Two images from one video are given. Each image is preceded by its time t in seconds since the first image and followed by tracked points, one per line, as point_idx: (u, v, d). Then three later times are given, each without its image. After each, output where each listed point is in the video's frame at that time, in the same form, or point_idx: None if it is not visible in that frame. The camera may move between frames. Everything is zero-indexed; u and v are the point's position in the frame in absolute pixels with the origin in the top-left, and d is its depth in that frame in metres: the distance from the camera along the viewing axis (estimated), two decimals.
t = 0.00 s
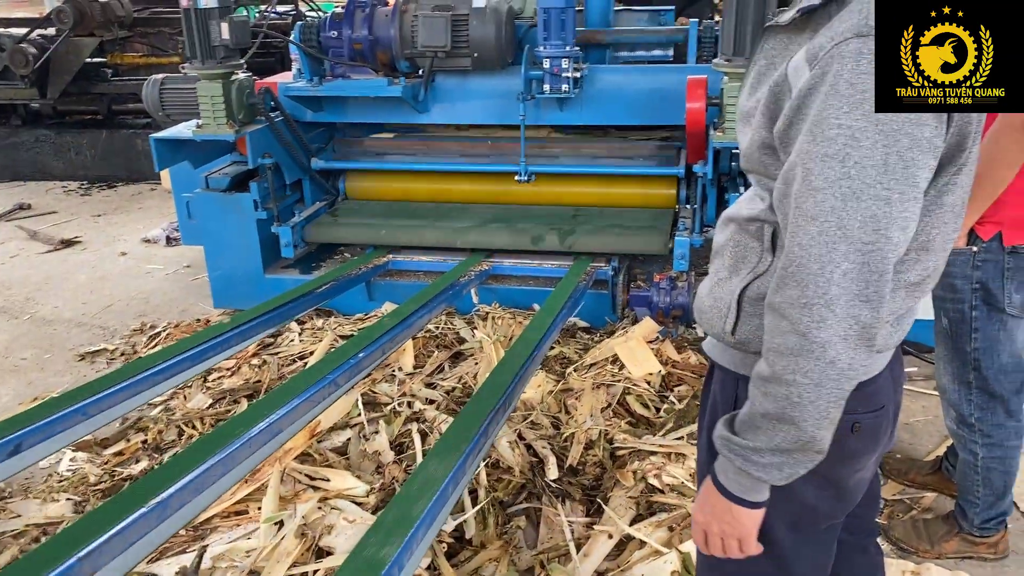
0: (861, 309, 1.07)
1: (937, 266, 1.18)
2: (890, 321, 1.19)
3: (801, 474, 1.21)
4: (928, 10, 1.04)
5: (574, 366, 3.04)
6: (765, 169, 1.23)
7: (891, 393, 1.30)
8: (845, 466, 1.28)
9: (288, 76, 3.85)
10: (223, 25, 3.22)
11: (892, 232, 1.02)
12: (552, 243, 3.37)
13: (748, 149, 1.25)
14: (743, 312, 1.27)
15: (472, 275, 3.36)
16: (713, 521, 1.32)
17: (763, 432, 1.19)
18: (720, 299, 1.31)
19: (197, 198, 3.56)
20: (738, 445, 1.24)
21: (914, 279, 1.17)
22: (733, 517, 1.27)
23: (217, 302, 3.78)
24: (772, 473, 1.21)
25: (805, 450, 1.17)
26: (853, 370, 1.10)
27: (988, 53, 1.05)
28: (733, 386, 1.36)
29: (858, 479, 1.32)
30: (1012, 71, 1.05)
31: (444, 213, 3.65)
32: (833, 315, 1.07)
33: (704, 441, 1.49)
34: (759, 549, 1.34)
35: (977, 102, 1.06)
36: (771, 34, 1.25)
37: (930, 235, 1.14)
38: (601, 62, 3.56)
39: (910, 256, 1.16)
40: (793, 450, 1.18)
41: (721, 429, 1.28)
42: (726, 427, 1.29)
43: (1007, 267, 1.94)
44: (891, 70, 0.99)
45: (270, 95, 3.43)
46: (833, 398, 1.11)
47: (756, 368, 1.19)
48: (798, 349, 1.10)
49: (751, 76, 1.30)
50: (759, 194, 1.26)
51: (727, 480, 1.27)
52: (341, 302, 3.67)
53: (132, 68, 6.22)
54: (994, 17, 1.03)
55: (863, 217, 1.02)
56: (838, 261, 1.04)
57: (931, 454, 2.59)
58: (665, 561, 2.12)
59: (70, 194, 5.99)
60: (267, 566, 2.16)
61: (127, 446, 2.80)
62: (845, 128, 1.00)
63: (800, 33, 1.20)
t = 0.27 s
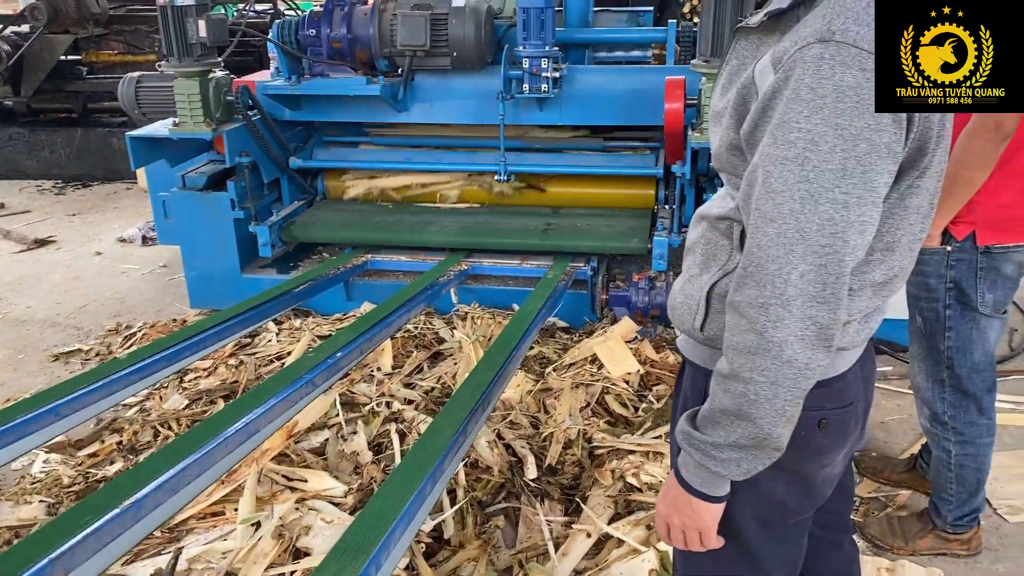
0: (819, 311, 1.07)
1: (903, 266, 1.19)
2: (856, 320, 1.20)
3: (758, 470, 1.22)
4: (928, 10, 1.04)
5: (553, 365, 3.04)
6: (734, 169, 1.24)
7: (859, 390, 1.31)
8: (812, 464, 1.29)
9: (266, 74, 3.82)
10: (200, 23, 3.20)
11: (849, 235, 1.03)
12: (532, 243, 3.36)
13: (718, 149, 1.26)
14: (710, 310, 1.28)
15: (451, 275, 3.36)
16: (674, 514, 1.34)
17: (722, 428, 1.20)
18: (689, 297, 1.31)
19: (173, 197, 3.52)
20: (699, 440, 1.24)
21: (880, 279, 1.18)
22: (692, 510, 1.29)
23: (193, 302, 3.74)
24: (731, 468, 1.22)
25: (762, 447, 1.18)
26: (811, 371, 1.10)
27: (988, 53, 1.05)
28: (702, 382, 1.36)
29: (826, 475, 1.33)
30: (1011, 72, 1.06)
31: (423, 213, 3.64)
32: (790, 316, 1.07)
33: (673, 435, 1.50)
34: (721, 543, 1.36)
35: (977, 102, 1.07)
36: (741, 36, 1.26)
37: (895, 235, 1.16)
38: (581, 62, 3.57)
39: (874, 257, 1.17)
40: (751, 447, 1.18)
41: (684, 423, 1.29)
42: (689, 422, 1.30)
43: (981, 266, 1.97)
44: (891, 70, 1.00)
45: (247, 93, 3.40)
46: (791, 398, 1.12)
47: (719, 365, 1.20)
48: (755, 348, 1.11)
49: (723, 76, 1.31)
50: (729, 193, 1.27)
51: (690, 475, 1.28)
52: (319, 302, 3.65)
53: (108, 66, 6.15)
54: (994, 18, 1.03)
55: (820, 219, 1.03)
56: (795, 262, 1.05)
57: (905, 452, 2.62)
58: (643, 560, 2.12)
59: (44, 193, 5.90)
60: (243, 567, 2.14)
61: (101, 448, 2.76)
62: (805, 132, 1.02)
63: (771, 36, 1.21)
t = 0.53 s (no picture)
0: (791, 311, 1.08)
1: (881, 270, 1.21)
2: (833, 323, 1.21)
3: (743, 476, 1.21)
4: (928, 9, 1.01)
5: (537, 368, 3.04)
6: (710, 174, 1.26)
7: (840, 393, 1.31)
8: (794, 467, 1.30)
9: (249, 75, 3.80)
10: (183, 24, 3.17)
11: (818, 234, 1.04)
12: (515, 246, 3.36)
13: (694, 154, 1.27)
14: (690, 315, 1.28)
15: (435, 278, 3.35)
16: (664, 525, 1.32)
17: (703, 433, 1.20)
18: (669, 301, 1.32)
19: (155, 198, 3.49)
20: (682, 448, 1.24)
21: (857, 283, 1.19)
22: (682, 521, 1.27)
23: (174, 305, 3.71)
24: (715, 474, 1.21)
25: (744, 451, 1.18)
26: (786, 373, 1.11)
27: (988, 53, 1.02)
28: (684, 386, 1.36)
29: (807, 478, 1.33)
30: (1012, 71, 1.02)
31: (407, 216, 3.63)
32: (762, 316, 1.08)
33: (655, 442, 1.49)
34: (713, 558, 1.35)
35: (977, 102, 1.04)
36: (716, 41, 1.27)
37: (870, 239, 1.17)
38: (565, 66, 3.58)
39: (849, 260, 1.18)
40: (733, 452, 1.19)
41: (669, 431, 1.29)
42: (675, 431, 1.30)
43: (959, 270, 1.99)
44: (891, 70, 1.02)
45: (230, 95, 3.38)
46: (766, 400, 1.12)
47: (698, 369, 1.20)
48: (729, 349, 1.11)
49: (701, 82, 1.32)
50: (707, 198, 1.28)
51: (677, 485, 1.27)
52: (302, 305, 3.63)
53: (89, 67, 6.09)
54: (994, 18, 1.00)
55: (787, 219, 1.04)
56: (765, 262, 1.06)
57: (886, 456, 2.64)
58: (625, 563, 2.12)
59: (25, 194, 5.84)
60: (224, 572, 2.12)
61: (80, 451, 2.73)
62: (770, 132, 1.03)
63: (744, 40, 1.22)
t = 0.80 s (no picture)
0: (781, 314, 1.08)
1: (873, 276, 1.21)
2: (825, 329, 1.21)
3: (733, 477, 1.22)
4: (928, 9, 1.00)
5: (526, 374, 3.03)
6: (701, 181, 1.26)
7: (832, 399, 1.32)
8: (787, 473, 1.30)
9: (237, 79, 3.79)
10: (171, 28, 3.15)
11: (807, 237, 1.04)
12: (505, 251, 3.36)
13: (685, 161, 1.28)
14: (681, 320, 1.28)
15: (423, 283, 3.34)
16: (655, 522, 1.32)
17: (693, 434, 1.20)
18: (662, 306, 1.32)
19: (141, 203, 3.47)
20: (673, 448, 1.24)
21: (849, 288, 1.19)
22: (672, 518, 1.28)
23: (161, 310, 3.68)
24: (704, 474, 1.22)
25: (734, 453, 1.18)
26: (776, 375, 1.11)
27: (988, 53, 1.01)
28: (676, 394, 1.37)
29: (800, 485, 1.33)
30: (1013, 71, 1.01)
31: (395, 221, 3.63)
32: (752, 319, 1.08)
33: (649, 446, 1.49)
34: (705, 554, 1.35)
35: (977, 102, 1.03)
36: (706, 50, 1.28)
37: (861, 244, 1.17)
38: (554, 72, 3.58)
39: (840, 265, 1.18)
40: (723, 454, 1.19)
41: (660, 432, 1.29)
42: (665, 431, 1.30)
43: (945, 277, 2.00)
44: (889, 71, 1.03)
45: (218, 99, 3.37)
46: (756, 403, 1.12)
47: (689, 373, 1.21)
48: (719, 352, 1.11)
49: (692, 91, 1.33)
50: (698, 204, 1.28)
51: (667, 482, 1.27)
52: (289, 310, 3.61)
53: (75, 70, 6.05)
54: (995, 17, 0.99)
55: (776, 222, 1.04)
56: (754, 266, 1.06)
57: (872, 461, 2.65)
58: (614, 570, 2.12)
59: (9, 198, 5.79)
60: None
61: (65, 458, 2.71)
62: (758, 136, 1.03)
63: (733, 48, 1.23)
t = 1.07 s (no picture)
0: (785, 330, 1.08)
1: (871, 290, 1.22)
2: (826, 343, 1.22)
3: (733, 491, 1.22)
4: (928, 10, 1.07)
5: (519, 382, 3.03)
6: (702, 196, 1.27)
7: (829, 412, 1.32)
8: (785, 486, 1.30)
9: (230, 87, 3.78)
10: (165, 37, 3.15)
11: (812, 254, 1.05)
12: (498, 259, 3.36)
13: (686, 176, 1.28)
14: (682, 334, 1.28)
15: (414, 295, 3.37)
16: (654, 535, 1.32)
17: (696, 448, 1.21)
18: (661, 319, 1.32)
19: (134, 211, 3.46)
20: (674, 461, 1.24)
21: (848, 302, 1.20)
22: (671, 532, 1.28)
23: (153, 318, 3.67)
24: (706, 489, 1.22)
25: (737, 467, 1.18)
26: (779, 390, 1.11)
27: (988, 52, 1.09)
28: (675, 407, 1.37)
29: (797, 497, 1.34)
30: (1012, 72, 1.10)
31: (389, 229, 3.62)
32: (756, 335, 1.09)
33: (647, 457, 1.50)
34: (701, 566, 1.35)
35: (977, 101, 1.11)
36: (706, 65, 1.29)
37: (861, 259, 1.17)
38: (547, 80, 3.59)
39: (841, 280, 1.18)
40: (726, 467, 1.19)
41: (660, 445, 1.30)
42: (666, 444, 1.30)
43: (936, 286, 2.01)
44: (893, 70, 1.06)
45: (212, 107, 3.36)
46: (760, 418, 1.12)
47: (692, 386, 1.21)
48: (723, 367, 1.12)
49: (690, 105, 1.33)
50: (698, 219, 1.29)
51: (667, 495, 1.28)
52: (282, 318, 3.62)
53: (67, 77, 6.04)
54: (994, 18, 1.07)
55: (781, 239, 1.04)
56: (759, 282, 1.06)
57: (865, 469, 2.66)
58: None
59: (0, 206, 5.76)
60: None
61: (57, 468, 2.69)
62: (764, 153, 1.04)
63: (734, 63, 1.24)
